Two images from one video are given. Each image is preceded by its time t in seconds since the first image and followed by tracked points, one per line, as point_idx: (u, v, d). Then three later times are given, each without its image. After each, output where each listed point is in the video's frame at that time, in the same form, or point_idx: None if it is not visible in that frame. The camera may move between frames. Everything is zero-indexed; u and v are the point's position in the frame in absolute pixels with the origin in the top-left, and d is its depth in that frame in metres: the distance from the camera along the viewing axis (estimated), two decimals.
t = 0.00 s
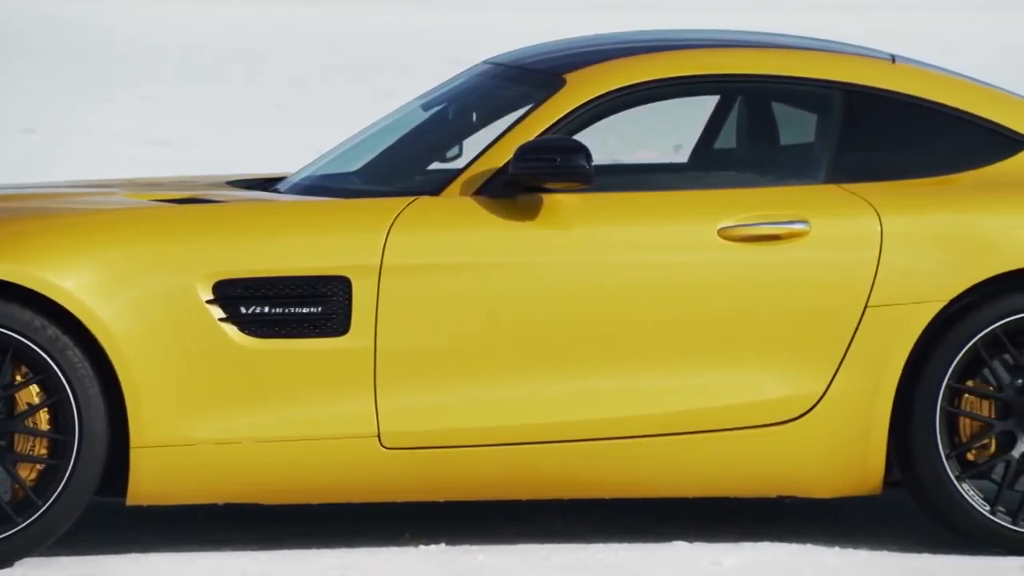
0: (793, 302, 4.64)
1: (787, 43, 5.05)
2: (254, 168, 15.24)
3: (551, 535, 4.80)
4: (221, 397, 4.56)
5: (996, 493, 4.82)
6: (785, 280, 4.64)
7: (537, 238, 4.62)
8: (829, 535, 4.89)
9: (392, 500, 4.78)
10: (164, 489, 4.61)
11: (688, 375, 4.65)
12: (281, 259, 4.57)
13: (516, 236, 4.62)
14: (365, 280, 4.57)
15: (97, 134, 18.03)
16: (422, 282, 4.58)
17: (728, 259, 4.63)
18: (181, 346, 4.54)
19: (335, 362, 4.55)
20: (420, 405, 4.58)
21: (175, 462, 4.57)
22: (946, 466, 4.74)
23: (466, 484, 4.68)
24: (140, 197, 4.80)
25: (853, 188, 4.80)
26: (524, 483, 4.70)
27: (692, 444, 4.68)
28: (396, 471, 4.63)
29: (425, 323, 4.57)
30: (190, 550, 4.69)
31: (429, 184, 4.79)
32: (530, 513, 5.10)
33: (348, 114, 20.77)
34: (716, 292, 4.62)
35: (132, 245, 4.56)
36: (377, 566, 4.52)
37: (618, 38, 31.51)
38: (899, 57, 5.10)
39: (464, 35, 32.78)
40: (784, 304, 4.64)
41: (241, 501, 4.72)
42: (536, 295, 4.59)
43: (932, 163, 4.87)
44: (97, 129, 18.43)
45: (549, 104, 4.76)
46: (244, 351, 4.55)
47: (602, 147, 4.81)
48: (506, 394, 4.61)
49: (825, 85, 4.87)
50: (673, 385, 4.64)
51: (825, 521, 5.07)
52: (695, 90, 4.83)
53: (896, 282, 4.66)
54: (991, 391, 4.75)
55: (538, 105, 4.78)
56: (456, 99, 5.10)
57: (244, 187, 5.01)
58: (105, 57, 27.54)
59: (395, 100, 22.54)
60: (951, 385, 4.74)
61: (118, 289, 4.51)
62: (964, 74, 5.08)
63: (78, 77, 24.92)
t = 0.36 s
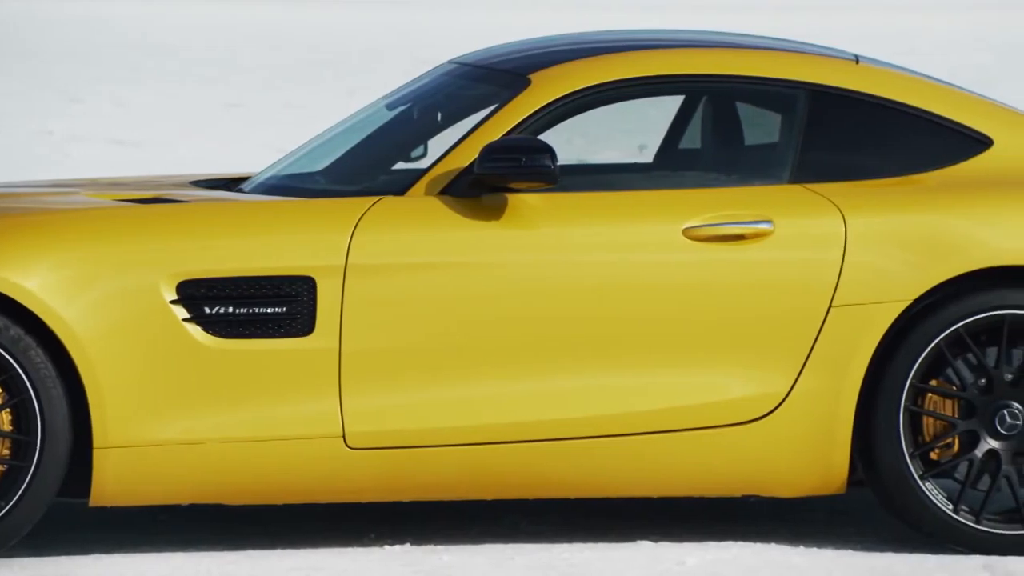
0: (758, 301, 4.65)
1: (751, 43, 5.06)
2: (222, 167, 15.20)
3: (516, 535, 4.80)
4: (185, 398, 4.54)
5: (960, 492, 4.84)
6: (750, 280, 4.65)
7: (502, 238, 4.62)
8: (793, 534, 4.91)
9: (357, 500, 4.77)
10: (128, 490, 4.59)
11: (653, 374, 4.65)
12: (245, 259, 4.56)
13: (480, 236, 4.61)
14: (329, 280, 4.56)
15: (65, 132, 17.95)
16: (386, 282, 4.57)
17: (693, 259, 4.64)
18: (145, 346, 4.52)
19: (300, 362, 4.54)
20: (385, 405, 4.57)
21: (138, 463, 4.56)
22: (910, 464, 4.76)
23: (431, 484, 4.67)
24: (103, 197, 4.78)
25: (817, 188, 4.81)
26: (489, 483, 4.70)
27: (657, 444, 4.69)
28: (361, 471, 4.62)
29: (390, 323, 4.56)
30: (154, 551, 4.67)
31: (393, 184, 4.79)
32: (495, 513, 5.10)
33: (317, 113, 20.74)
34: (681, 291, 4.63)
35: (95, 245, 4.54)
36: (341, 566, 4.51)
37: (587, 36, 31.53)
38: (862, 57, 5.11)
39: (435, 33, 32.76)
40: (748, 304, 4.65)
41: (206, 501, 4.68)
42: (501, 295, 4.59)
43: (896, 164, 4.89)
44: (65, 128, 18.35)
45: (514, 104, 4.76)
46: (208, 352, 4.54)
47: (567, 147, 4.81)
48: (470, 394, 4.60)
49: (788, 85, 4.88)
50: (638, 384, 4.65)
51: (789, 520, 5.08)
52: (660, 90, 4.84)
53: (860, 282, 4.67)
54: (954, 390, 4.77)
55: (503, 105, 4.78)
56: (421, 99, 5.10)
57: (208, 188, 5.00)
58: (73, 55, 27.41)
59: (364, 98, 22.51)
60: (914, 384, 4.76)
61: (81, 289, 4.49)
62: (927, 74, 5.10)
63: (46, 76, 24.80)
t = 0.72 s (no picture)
0: (722, 301, 4.65)
1: (715, 44, 5.07)
2: (197, 167, 15.17)
3: (480, 536, 4.80)
4: (148, 398, 4.53)
5: (922, 491, 4.86)
6: (714, 279, 4.65)
7: (466, 238, 4.61)
8: (758, 533, 4.92)
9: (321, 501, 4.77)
10: (91, 491, 4.58)
11: (617, 374, 4.65)
12: (208, 259, 4.55)
13: (445, 236, 4.61)
14: (293, 280, 4.55)
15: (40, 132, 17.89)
16: (350, 282, 4.56)
17: (657, 258, 4.64)
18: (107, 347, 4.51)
19: (263, 363, 4.53)
20: (348, 405, 4.57)
21: (101, 464, 4.55)
22: (873, 464, 4.77)
23: (395, 484, 4.67)
24: (66, 198, 4.77)
25: (780, 188, 4.81)
26: (454, 483, 4.70)
27: (621, 443, 4.69)
28: (325, 471, 4.61)
29: (354, 324, 4.56)
30: (117, 552, 4.66)
31: (358, 184, 4.79)
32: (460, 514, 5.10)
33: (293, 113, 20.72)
34: (645, 291, 4.63)
35: (58, 245, 4.52)
36: (305, 566, 4.50)
37: (564, 36, 31.58)
38: (825, 57, 5.13)
39: (414, 32, 32.75)
40: (712, 304, 4.65)
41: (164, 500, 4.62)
42: (465, 295, 4.58)
43: (859, 164, 4.90)
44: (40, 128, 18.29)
45: (479, 104, 4.76)
46: (171, 352, 4.53)
47: (531, 147, 4.81)
48: (435, 394, 4.60)
49: (751, 85, 4.89)
50: (601, 384, 4.65)
51: (754, 520, 5.09)
52: (624, 90, 4.85)
53: (824, 281, 4.68)
54: (917, 390, 4.78)
55: (467, 105, 4.78)
56: (385, 99, 5.10)
57: (171, 188, 4.99)
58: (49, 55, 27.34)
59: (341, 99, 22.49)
60: (878, 384, 4.77)
61: (43, 290, 4.47)
62: (890, 74, 5.12)
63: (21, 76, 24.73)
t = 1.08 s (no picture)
0: (686, 301, 4.66)
1: (678, 44, 5.08)
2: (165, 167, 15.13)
3: (444, 536, 4.80)
4: (110, 399, 4.51)
5: (884, 490, 4.87)
6: (679, 279, 4.66)
7: (430, 238, 4.61)
8: (722, 533, 4.93)
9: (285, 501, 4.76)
10: (53, 492, 4.56)
11: (580, 374, 4.66)
12: (171, 259, 4.53)
13: (409, 236, 4.61)
14: (257, 280, 4.54)
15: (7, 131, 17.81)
16: (314, 283, 4.55)
17: (620, 258, 4.65)
18: (69, 347, 4.49)
19: (226, 363, 4.52)
20: (312, 405, 4.56)
21: (64, 464, 4.53)
22: (836, 462, 4.78)
23: (359, 484, 4.66)
24: (28, 197, 4.75)
25: (743, 188, 4.82)
26: (418, 484, 4.69)
27: (585, 443, 4.69)
28: (289, 471, 4.60)
29: (317, 324, 4.55)
30: (80, 553, 4.65)
31: (321, 184, 4.78)
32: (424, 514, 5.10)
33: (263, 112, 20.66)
34: (608, 291, 4.63)
35: (20, 245, 4.50)
36: (268, 566, 4.49)
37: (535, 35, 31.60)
38: (789, 58, 5.14)
39: (387, 31, 32.73)
40: (676, 304, 4.66)
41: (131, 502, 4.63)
42: (428, 295, 4.58)
43: (822, 164, 4.92)
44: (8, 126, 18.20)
45: (442, 104, 4.76)
46: (133, 352, 4.51)
47: (495, 147, 4.81)
48: (399, 393, 4.59)
49: (713, 84, 4.90)
50: (566, 384, 4.65)
51: (718, 519, 5.11)
52: (586, 90, 4.85)
53: (787, 281, 4.69)
54: (879, 390, 4.80)
55: (431, 105, 4.78)
56: (348, 98, 5.09)
57: (133, 188, 4.98)
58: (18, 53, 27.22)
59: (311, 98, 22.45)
60: (841, 384, 4.78)
61: (5, 290, 4.46)
62: (853, 74, 5.13)
63: None
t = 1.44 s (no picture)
0: (651, 301, 4.66)
1: (643, 44, 5.08)
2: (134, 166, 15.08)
3: (409, 536, 4.79)
4: (73, 399, 4.50)
5: (848, 489, 4.89)
6: (643, 279, 4.66)
7: (394, 238, 4.60)
8: (687, 532, 4.94)
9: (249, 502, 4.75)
10: (15, 492, 4.55)
11: (545, 374, 4.65)
12: (134, 259, 4.51)
13: (373, 236, 4.60)
14: (220, 280, 4.52)
15: None
16: (277, 283, 4.54)
17: (585, 258, 4.65)
18: (31, 346, 4.48)
19: (189, 363, 4.50)
20: (276, 406, 4.55)
21: (26, 464, 4.51)
22: (800, 461, 4.80)
23: (324, 484, 4.65)
24: None
25: (708, 188, 4.83)
26: (382, 484, 4.69)
27: (550, 443, 4.69)
28: (253, 472, 4.59)
29: (281, 324, 4.54)
30: (42, 554, 4.63)
31: (285, 184, 4.77)
32: (389, 514, 5.10)
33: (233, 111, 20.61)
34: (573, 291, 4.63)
35: None
36: (231, 567, 4.48)
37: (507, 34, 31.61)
38: (753, 58, 5.15)
39: (359, 30, 32.71)
40: (641, 304, 4.66)
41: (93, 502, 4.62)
42: (393, 295, 4.57)
43: (786, 164, 4.93)
44: None
45: (406, 104, 4.76)
46: (96, 352, 4.49)
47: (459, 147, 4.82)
48: (363, 393, 4.58)
49: (677, 84, 4.90)
50: (531, 384, 4.65)
51: (682, 519, 5.12)
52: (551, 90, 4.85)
53: (752, 281, 4.70)
54: (844, 389, 4.81)
55: (395, 105, 4.77)
56: (312, 98, 5.08)
57: (96, 187, 4.97)
58: None
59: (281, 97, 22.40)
60: (805, 383, 4.79)
61: None
62: (818, 75, 5.14)
63: None
